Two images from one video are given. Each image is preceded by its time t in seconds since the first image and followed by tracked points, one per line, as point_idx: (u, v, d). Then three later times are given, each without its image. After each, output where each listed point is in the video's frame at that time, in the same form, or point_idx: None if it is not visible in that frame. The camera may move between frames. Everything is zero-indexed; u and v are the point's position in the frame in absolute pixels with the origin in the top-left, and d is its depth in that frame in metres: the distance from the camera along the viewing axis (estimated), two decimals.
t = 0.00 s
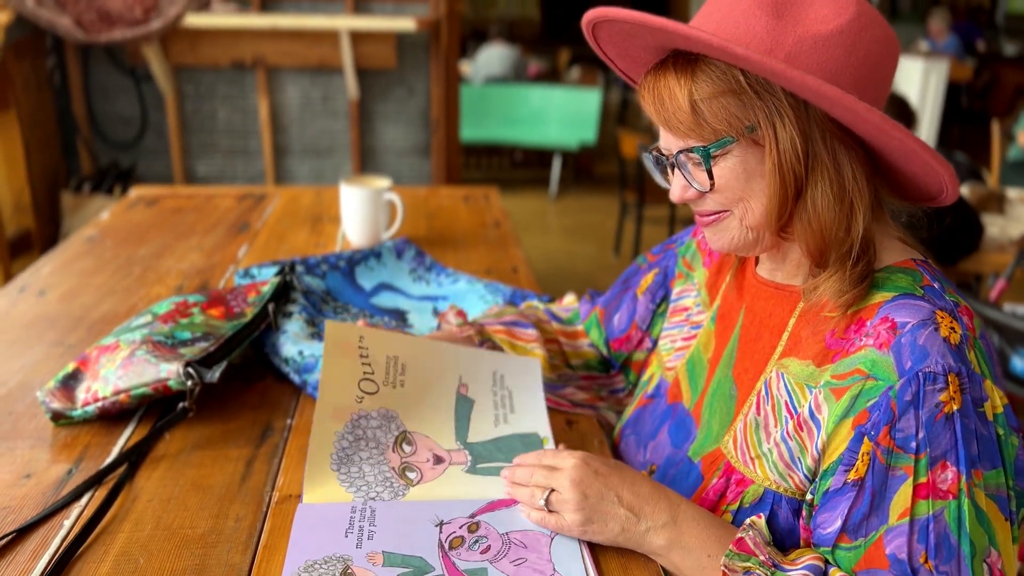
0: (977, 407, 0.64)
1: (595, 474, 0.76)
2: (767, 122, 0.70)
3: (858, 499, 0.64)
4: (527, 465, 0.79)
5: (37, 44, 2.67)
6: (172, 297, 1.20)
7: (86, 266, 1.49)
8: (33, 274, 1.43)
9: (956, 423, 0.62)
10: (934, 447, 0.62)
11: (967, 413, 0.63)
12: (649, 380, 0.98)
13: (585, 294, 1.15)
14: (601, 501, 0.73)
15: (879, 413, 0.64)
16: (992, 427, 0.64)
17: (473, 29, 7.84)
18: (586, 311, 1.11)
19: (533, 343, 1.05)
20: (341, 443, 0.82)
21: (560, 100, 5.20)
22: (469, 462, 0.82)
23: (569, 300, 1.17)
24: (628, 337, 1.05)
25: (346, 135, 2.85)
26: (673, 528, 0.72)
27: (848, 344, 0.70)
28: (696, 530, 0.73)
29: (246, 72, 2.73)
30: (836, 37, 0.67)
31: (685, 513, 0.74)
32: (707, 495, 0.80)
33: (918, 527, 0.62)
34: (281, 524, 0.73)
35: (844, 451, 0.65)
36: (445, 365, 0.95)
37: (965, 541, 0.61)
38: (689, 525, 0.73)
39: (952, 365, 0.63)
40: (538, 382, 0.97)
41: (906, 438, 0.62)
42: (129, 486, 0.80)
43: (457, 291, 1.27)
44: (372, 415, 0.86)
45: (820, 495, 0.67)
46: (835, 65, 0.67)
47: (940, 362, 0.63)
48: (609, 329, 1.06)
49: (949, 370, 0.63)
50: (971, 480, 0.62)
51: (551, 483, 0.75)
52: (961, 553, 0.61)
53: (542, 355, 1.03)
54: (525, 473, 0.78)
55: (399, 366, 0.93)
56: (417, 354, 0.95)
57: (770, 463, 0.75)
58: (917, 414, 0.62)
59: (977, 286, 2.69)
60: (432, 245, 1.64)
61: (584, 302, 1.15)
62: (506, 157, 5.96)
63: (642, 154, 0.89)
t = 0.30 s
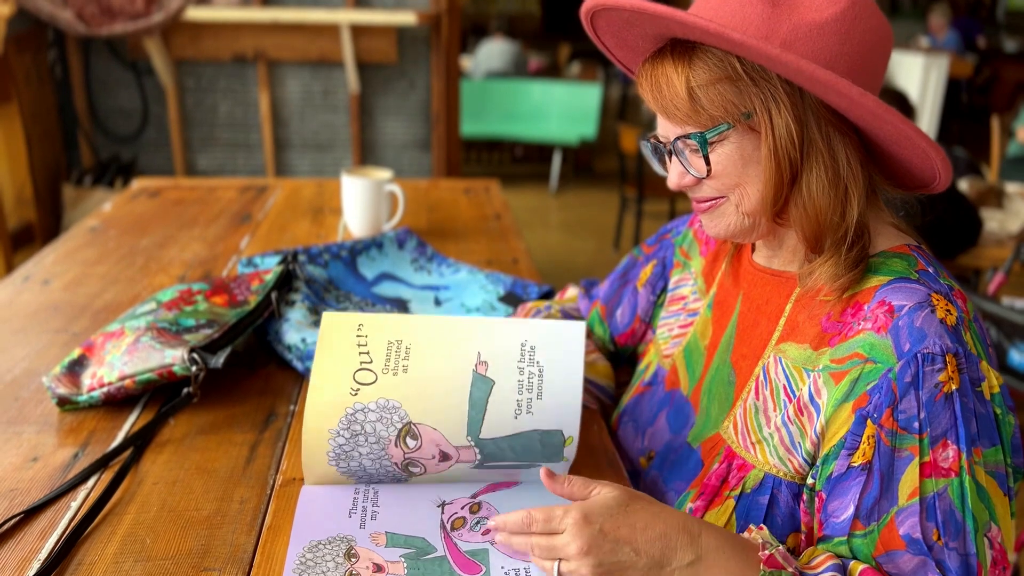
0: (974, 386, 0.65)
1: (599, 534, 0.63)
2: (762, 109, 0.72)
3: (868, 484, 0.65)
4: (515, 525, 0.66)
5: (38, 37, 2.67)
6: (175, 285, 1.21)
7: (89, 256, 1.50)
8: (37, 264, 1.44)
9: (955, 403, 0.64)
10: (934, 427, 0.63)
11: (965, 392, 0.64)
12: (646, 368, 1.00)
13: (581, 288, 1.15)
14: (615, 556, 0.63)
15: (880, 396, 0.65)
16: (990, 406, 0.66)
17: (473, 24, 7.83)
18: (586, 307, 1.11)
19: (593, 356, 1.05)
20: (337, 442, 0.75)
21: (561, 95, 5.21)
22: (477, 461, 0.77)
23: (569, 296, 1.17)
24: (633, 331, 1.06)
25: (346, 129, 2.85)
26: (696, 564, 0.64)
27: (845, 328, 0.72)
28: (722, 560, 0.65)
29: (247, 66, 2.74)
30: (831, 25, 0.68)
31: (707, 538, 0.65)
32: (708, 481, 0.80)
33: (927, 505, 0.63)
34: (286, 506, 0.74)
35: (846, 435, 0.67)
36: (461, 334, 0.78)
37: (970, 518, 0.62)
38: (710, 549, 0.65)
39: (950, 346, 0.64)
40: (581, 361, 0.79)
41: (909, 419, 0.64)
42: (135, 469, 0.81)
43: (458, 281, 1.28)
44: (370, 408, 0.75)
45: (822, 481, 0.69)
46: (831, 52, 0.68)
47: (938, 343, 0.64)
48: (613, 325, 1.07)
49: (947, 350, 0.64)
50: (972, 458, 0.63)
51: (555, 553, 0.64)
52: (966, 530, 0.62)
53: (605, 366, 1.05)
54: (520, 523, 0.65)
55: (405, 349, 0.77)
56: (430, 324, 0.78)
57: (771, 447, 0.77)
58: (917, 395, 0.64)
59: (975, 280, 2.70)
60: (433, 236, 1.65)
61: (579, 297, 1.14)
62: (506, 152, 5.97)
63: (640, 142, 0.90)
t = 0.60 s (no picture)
0: (974, 372, 0.66)
1: None
2: (762, 98, 0.72)
3: (874, 471, 0.65)
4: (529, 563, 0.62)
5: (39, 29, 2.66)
6: (178, 273, 1.22)
7: (92, 246, 1.50)
8: (39, 253, 1.45)
9: (955, 389, 0.64)
10: (935, 413, 0.64)
11: (965, 378, 0.65)
12: (647, 355, 1.01)
13: (582, 277, 1.14)
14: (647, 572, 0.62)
15: (881, 383, 0.66)
16: (989, 391, 0.67)
17: (473, 17, 7.81)
18: (588, 297, 1.10)
19: (611, 356, 1.05)
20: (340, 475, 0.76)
21: (561, 89, 5.21)
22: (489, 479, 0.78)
23: (572, 285, 1.14)
24: (637, 321, 1.07)
25: (347, 122, 2.85)
26: None
27: (844, 315, 0.73)
28: None
29: (248, 58, 2.73)
30: (831, 13, 0.68)
31: (737, 558, 0.65)
32: (707, 466, 0.82)
33: (931, 490, 0.63)
34: (289, 490, 0.75)
35: (847, 422, 0.68)
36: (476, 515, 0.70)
37: (972, 502, 0.63)
38: (740, 571, 0.64)
39: (949, 332, 0.65)
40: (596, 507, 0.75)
41: (910, 405, 0.65)
42: (139, 454, 0.81)
43: (459, 271, 1.29)
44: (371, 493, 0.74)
45: (825, 469, 0.70)
46: (830, 40, 0.68)
47: (937, 330, 0.65)
48: (615, 314, 1.08)
49: (946, 337, 0.65)
50: (972, 443, 0.64)
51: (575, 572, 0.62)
52: (968, 513, 0.63)
53: (622, 368, 1.06)
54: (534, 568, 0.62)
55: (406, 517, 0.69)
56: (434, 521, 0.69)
57: (769, 433, 0.78)
58: (918, 381, 0.64)
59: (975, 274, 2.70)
60: (434, 227, 1.66)
61: (581, 286, 1.13)
62: (506, 145, 5.96)
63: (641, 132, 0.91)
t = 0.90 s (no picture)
0: (970, 364, 0.67)
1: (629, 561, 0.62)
2: (762, 93, 0.73)
3: (870, 461, 0.66)
4: None
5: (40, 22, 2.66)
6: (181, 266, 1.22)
7: (94, 238, 1.51)
8: (43, 246, 1.45)
9: (951, 380, 0.65)
10: (931, 404, 0.65)
11: (961, 370, 0.66)
12: (647, 348, 1.02)
13: (582, 271, 1.15)
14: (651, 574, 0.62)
15: (878, 374, 0.67)
16: (985, 383, 0.68)
17: (473, 11, 7.81)
18: (590, 290, 1.11)
19: (612, 351, 1.07)
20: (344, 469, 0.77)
21: (562, 83, 5.20)
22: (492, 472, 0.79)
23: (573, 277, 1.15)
24: (637, 314, 1.08)
25: (348, 116, 2.85)
26: (724, 565, 0.64)
27: (842, 307, 0.73)
28: (747, 560, 0.65)
29: (249, 52, 2.74)
30: (830, 9, 0.69)
31: (729, 536, 0.66)
32: (706, 456, 0.82)
33: (927, 480, 0.64)
34: (293, 479, 0.76)
35: (845, 414, 0.68)
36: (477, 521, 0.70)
37: (967, 492, 0.64)
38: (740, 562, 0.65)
39: (946, 325, 0.66)
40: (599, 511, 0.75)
41: (907, 396, 0.65)
42: (145, 443, 0.82)
43: (460, 264, 1.30)
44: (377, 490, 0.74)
45: (822, 459, 0.70)
46: (829, 35, 0.69)
47: (934, 323, 0.66)
48: (616, 307, 1.08)
49: (943, 330, 0.66)
50: (967, 434, 0.65)
51: None
52: (963, 503, 0.64)
53: (621, 361, 1.07)
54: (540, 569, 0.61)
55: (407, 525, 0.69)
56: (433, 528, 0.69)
57: (769, 424, 0.78)
58: (915, 372, 0.65)
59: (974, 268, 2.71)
60: (435, 221, 1.66)
61: (582, 279, 1.14)
62: (507, 140, 5.96)
63: (642, 127, 0.91)
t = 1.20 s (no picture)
0: (969, 355, 0.68)
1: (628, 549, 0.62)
2: (765, 86, 0.73)
3: (868, 451, 0.67)
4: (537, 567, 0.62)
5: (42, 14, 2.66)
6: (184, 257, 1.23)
7: (97, 230, 1.51)
8: (46, 237, 1.46)
9: (950, 371, 0.66)
10: (929, 395, 0.65)
11: (959, 361, 0.66)
12: (648, 340, 1.03)
13: (584, 263, 1.15)
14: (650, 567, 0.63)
15: (877, 365, 0.67)
16: (983, 374, 0.68)
17: (475, 5, 7.79)
18: (591, 282, 1.12)
19: (612, 342, 1.06)
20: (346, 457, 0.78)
21: (563, 77, 5.20)
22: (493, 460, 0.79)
23: (574, 269, 1.15)
24: (636, 306, 1.08)
25: (350, 109, 2.85)
26: (722, 553, 0.65)
27: (843, 299, 0.74)
28: (745, 548, 0.65)
29: (250, 45, 2.73)
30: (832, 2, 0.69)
31: (727, 525, 0.66)
32: (707, 447, 0.83)
33: (924, 470, 0.65)
34: (296, 468, 0.77)
35: (844, 404, 0.69)
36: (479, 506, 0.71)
37: (964, 482, 0.65)
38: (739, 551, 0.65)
39: (945, 316, 0.66)
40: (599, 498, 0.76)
41: (906, 387, 0.66)
42: (149, 432, 0.83)
43: (462, 256, 1.30)
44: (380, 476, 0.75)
45: (822, 449, 0.71)
46: (830, 29, 0.69)
47: (933, 314, 0.66)
48: (616, 299, 1.09)
49: (942, 321, 0.66)
50: (964, 424, 0.65)
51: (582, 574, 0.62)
52: (960, 493, 0.65)
53: (622, 353, 1.07)
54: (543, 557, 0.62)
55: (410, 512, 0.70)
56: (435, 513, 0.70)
57: (769, 415, 0.79)
58: (913, 364, 0.66)
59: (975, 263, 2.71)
60: (437, 213, 1.67)
61: (584, 272, 1.14)
62: (508, 134, 5.95)
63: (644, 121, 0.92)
